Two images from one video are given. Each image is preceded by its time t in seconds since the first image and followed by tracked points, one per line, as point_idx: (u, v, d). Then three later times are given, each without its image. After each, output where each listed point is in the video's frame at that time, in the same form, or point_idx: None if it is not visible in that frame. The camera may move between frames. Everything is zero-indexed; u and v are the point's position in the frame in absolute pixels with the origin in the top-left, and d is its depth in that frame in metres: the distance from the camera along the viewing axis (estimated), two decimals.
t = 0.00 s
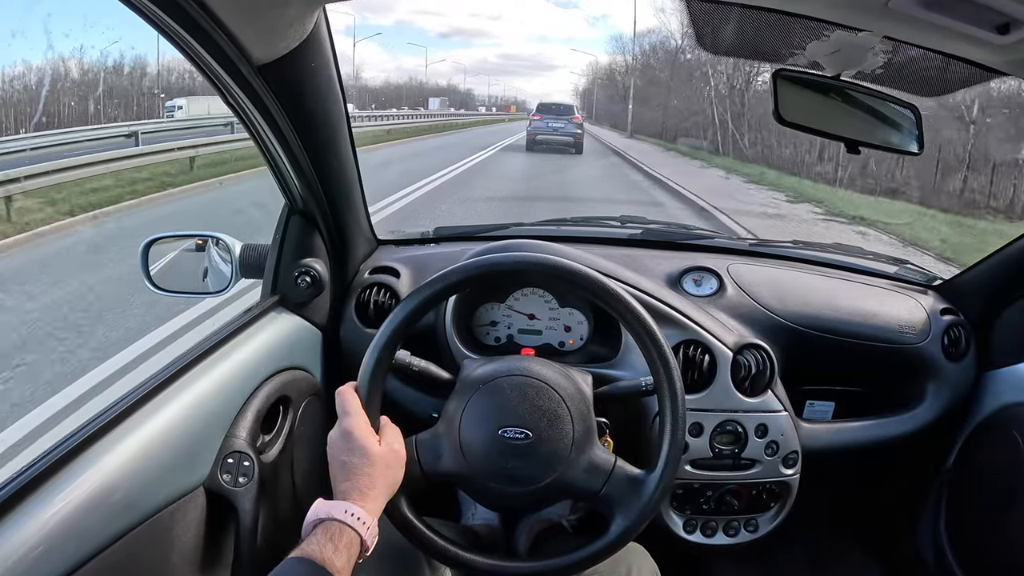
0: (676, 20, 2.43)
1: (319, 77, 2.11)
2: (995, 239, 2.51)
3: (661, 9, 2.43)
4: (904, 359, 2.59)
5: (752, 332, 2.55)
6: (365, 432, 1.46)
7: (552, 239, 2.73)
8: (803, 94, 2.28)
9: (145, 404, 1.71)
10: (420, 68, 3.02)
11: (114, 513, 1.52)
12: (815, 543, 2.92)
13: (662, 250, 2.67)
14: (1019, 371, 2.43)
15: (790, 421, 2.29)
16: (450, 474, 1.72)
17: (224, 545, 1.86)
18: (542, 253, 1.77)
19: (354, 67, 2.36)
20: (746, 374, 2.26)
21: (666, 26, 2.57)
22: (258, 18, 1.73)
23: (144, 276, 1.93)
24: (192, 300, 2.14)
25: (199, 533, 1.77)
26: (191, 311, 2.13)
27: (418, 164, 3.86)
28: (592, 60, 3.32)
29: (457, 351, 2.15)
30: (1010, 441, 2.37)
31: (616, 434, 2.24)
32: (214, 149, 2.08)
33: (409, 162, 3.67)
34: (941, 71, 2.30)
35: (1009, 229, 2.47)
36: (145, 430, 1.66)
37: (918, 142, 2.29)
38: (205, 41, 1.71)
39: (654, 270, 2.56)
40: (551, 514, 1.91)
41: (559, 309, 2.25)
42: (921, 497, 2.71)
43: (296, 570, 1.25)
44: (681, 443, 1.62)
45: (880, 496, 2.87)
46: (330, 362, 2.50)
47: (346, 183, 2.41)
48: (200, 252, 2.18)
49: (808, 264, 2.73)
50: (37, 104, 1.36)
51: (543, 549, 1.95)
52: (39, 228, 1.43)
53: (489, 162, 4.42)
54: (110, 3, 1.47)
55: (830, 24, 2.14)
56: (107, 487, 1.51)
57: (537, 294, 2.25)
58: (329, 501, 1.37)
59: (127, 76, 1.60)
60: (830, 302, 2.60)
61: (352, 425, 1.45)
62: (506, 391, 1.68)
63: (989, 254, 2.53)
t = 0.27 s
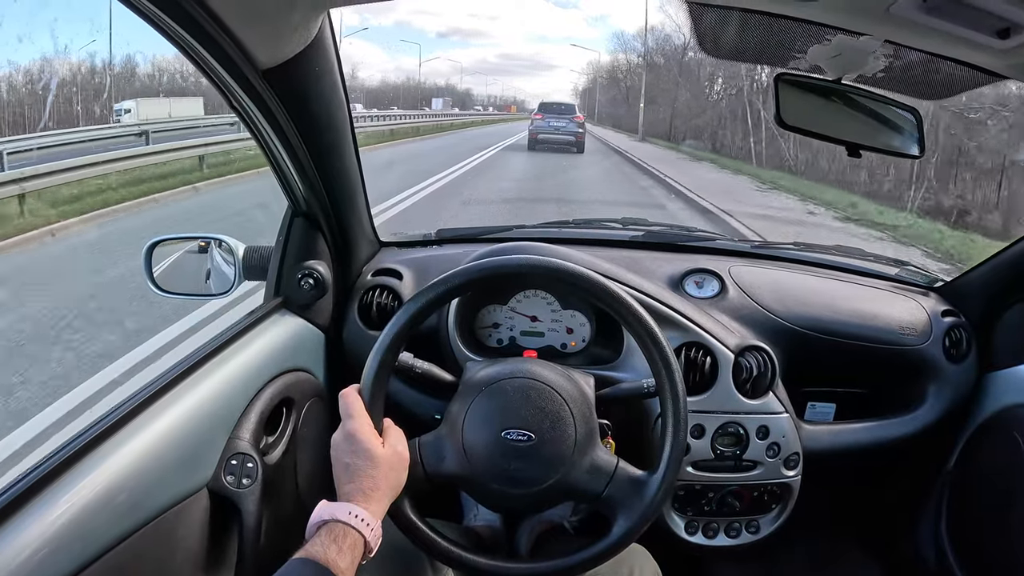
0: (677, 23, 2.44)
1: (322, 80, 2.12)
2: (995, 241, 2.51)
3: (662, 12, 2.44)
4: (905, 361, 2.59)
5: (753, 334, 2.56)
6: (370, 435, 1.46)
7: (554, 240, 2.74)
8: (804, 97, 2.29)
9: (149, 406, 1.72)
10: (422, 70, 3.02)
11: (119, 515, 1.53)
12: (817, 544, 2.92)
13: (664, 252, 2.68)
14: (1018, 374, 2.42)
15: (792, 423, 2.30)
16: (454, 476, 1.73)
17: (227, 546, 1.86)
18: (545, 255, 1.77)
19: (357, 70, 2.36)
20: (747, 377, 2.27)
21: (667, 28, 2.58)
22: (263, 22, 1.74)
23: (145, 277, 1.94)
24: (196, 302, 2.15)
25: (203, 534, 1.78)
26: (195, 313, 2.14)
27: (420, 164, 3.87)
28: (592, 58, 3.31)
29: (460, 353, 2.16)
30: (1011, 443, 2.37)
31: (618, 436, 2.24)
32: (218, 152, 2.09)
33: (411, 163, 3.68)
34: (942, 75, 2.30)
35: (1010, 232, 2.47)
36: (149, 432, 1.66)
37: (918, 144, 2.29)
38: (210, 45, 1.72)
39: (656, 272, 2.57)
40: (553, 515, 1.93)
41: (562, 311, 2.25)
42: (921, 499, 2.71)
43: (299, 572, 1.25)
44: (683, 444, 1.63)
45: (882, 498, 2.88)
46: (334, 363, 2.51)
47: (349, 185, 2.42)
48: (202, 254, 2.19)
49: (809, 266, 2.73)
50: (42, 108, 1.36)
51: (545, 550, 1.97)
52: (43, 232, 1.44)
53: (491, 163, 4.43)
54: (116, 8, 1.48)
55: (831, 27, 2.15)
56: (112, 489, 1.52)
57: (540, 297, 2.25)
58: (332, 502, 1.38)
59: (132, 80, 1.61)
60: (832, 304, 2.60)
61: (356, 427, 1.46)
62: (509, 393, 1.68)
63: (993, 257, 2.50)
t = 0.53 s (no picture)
0: (678, 21, 2.44)
1: (322, 78, 2.12)
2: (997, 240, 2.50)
3: (663, 10, 2.44)
4: (907, 360, 2.59)
5: (755, 333, 2.56)
6: (370, 434, 1.46)
7: (555, 239, 2.74)
8: (806, 95, 2.29)
9: (149, 405, 1.72)
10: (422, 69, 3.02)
11: (119, 513, 1.53)
12: (818, 544, 2.92)
13: (665, 251, 2.67)
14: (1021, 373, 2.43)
15: (793, 422, 2.30)
16: (454, 475, 1.72)
17: (227, 545, 1.86)
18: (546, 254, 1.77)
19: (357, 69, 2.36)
20: (748, 376, 2.27)
21: (668, 26, 2.58)
22: (264, 21, 1.74)
23: (147, 276, 1.95)
24: (196, 301, 2.15)
25: (203, 533, 1.78)
26: (195, 311, 2.14)
27: (420, 164, 3.87)
28: (593, 57, 3.31)
29: (461, 352, 2.15)
30: (1012, 442, 2.37)
31: (619, 435, 2.24)
32: (218, 151, 2.09)
33: (412, 162, 3.68)
34: (944, 73, 2.30)
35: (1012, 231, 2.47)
36: (149, 431, 1.66)
37: (920, 142, 2.26)
38: (210, 44, 1.72)
39: (657, 271, 2.57)
40: (553, 515, 1.94)
41: (563, 310, 2.25)
42: (922, 499, 2.71)
43: (299, 571, 1.25)
44: (683, 443, 1.63)
45: (883, 498, 2.87)
46: (334, 362, 2.51)
47: (350, 184, 2.42)
48: (202, 253, 2.21)
49: (811, 265, 2.73)
50: (43, 106, 1.36)
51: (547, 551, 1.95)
52: (43, 230, 1.44)
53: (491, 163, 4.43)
54: (116, 6, 1.48)
55: (832, 26, 2.15)
56: (111, 488, 1.52)
57: (541, 295, 2.25)
58: (332, 502, 1.38)
59: (132, 78, 1.61)
60: (833, 303, 2.60)
61: (356, 427, 1.46)
62: (510, 392, 1.68)
63: (992, 256, 2.50)
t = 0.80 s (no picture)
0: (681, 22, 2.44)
1: (325, 79, 2.12)
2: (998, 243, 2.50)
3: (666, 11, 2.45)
4: (909, 362, 2.59)
5: (756, 334, 2.56)
6: (372, 435, 1.46)
7: (557, 240, 2.74)
8: (808, 97, 2.30)
9: (152, 405, 1.72)
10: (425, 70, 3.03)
11: (121, 513, 1.53)
12: (819, 545, 2.92)
13: (667, 252, 2.68)
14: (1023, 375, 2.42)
15: (794, 424, 2.30)
16: (457, 476, 1.73)
17: (229, 545, 1.86)
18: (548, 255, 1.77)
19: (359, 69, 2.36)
20: (750, 377, 2.28)
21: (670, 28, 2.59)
22: (266, 21, 1.75)
23: (150, 276, 1.95)
24: (198, 301, 2.15)
25: (205, 533, 1.78)
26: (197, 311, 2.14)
27: (422, 164, 3.88)
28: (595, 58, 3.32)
29: (463, 353, 2.16)
30: (1014, 444, 2.37)
31: (620, 436, 2.24)
32: (221, 152, 2.09)
33: (414, 163, 3.68)
34: (946, 75, 2.30)
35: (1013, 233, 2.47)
36: (151, 431, 1.66)
37: (922, 145, 2.27)
38: (213, 44, 1.72)
39: (659, 272, 2.57)
40: (555, 516, 1.96)
41: (565, 310, 2.25)
42: (923, 500, 2.71)
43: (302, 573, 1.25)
44: (686, 443, 1.63)
45: (884, 500, 2.87)
46: (336, 363, 2.51)
47: (352, 184, 2.42)
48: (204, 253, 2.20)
49: (813, 266, 2.73)
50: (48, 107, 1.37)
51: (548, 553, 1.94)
52: (48, 230, 1.44)
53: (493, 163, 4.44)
54: (120, 8, 1.49)
55: (835, 28, 2.15)
56: (113, 488, 1.52)
57: (543, 296, 2.26)
58: (335, 503, 1.38)
59: (136, 79, 1.62)
60: (835, 304, 2.60)
61: (358, 428, 1.46)
62: (512, 392, 1.68)
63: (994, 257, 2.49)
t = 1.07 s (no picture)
0: (681, 16, 2.43)
1: (322, 74, 2.11)
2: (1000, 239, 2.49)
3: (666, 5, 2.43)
4: (910, 359, 2.57)
5: (757, 331, 2.54)
6: (370, 434, 1.45)
7: (557, 237, 2.73)
8: (808, 91, 2.28)
9: (149, 401, 1.71)
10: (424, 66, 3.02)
11: (118, 510, 1.52)
12: (821, 543, 2.91)
13: (667, 249, 2.66)
14: None
15: (795, 421, 2.29)
16: (455, 474, 1.72)
17: (227, 542, 1.86)
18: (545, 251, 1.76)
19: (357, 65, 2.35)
20: (751, 373, 2.25)
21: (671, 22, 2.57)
22: (262, 16, 1.74)
23: (148, 274, 1.94)
24: (196, 298, 2.14)
25: (202, 530, 1.77)
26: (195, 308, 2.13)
27: (422, 163, 3.86)
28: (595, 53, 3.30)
29: (462, 350, 2.14)
30: (1016, 441, 2.36)
31: (620, 434, 2.23)
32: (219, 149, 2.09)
33: (414, 161, 3.67)
34: (948, 69, 2.29)
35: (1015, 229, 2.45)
36: (149, 427, 1.65)
37: (924, 139, 2.24)
38: (209, 39, 1.71)
39: (659, 269, 2.56)
40: (556, 514, 1.90)
41: (564, 307, 2.24)
42: (925, 498, 2.70)
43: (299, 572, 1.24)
44: (685, 439, 1.62)
45: (886, 498, 2.86)
46: (336, 360, 2.50)
47: (351, 181, 2.41)
48: (205, 249, 2.18)
49: (814, 263, 2.72)
50: (42, 101, 1.36)
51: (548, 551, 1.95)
52: (43, 226, 1.44)
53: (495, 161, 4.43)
54: (114, 3, 1.48)
55: (835, 20, 2.14)
56: (110, 485, 1.51)
57: (542, 293, 2.25)
58: (333, 502, 1.37)
59: (132, 74, 1.61)
60: (836, 301, 2.59)
61: (356, 427, 1.45)
62: (510, 389, 1.67)
63: (995, 254, 2.49)
